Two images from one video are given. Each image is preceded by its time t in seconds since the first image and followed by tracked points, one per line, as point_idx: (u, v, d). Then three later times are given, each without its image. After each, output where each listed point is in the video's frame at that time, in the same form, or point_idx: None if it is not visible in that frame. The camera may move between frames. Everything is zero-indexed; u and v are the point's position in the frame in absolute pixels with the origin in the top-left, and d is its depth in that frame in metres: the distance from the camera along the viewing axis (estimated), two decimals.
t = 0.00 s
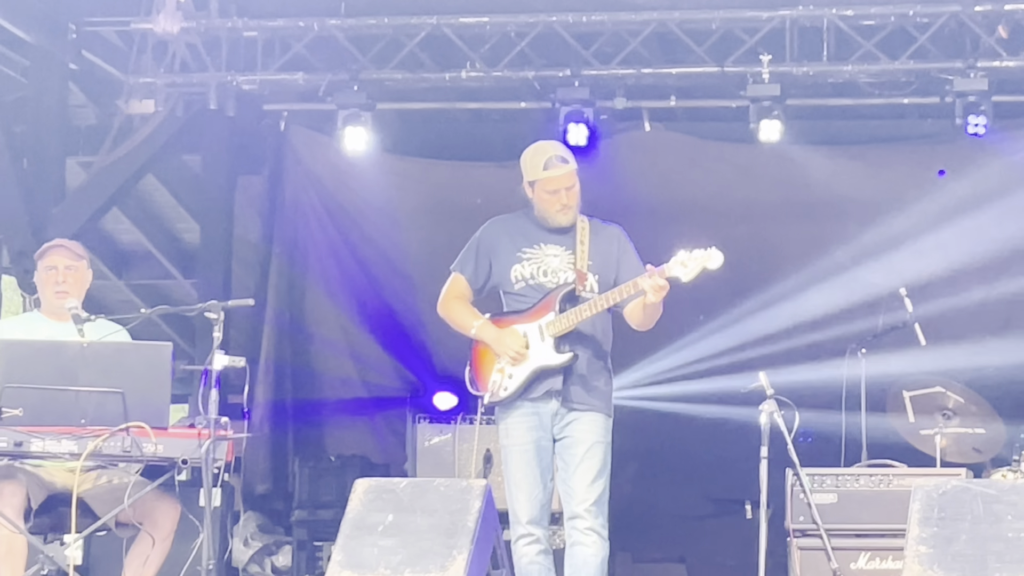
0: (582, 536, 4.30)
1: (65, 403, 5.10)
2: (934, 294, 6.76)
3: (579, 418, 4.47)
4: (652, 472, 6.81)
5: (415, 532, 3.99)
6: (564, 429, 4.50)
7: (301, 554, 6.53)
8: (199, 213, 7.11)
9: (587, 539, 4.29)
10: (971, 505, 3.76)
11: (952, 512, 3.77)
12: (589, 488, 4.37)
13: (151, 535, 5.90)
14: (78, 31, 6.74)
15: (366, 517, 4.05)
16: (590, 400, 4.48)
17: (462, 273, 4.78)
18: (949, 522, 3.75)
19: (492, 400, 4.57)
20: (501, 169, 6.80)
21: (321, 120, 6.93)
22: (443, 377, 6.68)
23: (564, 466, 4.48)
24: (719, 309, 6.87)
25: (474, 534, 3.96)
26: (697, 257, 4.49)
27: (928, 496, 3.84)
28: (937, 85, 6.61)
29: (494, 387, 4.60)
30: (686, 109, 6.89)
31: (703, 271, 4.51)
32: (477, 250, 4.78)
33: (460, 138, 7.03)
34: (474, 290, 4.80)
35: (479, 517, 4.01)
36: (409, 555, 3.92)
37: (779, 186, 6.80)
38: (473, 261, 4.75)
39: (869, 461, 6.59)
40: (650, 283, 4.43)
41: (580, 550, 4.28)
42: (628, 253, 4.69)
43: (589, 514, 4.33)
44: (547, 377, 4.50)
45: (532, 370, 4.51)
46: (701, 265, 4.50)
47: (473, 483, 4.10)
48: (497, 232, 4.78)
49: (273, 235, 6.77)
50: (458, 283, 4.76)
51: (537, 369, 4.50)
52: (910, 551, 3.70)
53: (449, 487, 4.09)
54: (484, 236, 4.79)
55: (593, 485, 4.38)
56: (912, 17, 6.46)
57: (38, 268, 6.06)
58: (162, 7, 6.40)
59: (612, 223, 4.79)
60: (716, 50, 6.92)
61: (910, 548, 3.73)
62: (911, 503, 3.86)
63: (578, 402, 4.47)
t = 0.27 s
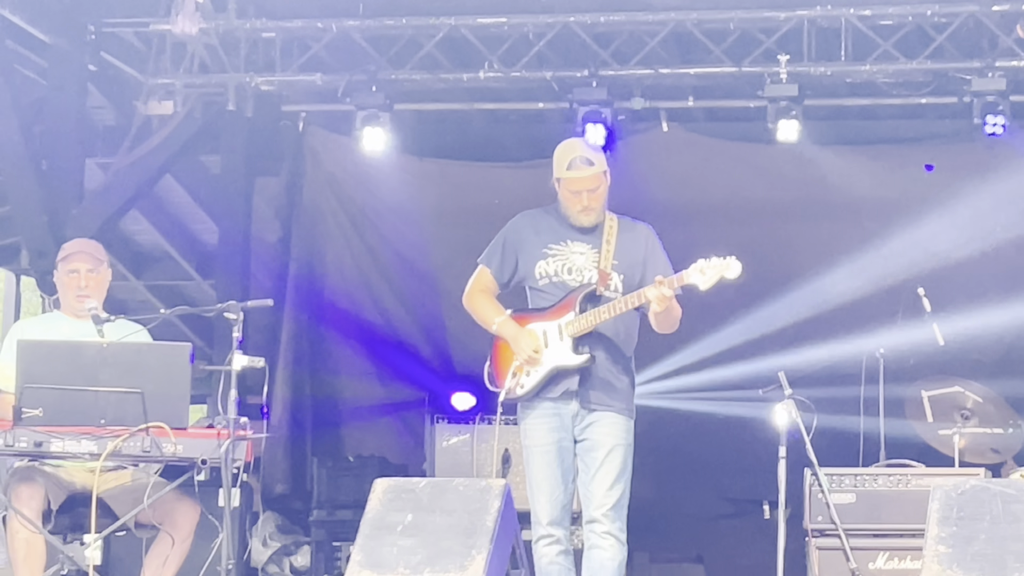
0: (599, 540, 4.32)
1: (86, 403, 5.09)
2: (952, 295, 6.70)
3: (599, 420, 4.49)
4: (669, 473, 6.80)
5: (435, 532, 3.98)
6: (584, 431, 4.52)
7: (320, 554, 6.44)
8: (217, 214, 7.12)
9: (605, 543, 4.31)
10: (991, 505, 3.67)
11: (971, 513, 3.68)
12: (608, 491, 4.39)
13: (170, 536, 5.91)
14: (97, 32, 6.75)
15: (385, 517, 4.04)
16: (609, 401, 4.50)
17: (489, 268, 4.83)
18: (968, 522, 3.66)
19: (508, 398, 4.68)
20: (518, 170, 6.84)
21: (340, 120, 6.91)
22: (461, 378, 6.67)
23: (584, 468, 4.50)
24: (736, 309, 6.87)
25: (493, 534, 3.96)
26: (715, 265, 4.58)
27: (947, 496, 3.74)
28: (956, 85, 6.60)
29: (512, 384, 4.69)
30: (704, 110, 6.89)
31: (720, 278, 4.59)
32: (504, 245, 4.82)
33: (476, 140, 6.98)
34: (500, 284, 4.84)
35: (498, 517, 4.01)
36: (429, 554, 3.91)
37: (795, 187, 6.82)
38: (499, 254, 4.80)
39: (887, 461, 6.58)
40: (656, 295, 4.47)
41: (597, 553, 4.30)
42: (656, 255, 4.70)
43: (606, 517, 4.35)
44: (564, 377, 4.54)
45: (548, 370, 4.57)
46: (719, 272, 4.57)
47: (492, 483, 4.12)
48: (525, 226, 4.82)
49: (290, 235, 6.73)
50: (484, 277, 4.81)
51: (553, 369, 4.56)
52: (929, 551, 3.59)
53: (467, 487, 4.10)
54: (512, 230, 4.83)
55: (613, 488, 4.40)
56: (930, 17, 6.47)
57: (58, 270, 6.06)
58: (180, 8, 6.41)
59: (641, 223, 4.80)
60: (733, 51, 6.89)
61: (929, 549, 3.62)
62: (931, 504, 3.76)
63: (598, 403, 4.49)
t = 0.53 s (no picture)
0: (613, 540, 4.36)
1: (99, 404, 5.10)
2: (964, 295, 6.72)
3: (613, 419, 4.51)
4: (681, 473, 6.82)
5: (447, 532, 3.88)
6: (598, 429, 4.55)
7: (331, 554, 6.52)
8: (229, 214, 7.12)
9: (619, 543, 4.34)
10: (1003, 503, 3.47)
11: (983, 513, 3.48)
12: (622, 491, 4.42)
13: (182, 536, 5.92)
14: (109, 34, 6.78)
15: (398, 517, 3.93)
16: (623, 401, 4.52)
17: (518, 256, 4.89)
18: (980, 521, 3.46)
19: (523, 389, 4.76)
20: (529, 170, 6.80)
21: (351, 121, 6.91)
22: (473, 378, 6.65)
23: (598, 464, 4.54)
24: (748, 308, 6.89)
25: (506, 534, 3.85)
26: (733, 278, 4.52)
27: (959, 495, 3.54)
28: (967, 85, 6.59)
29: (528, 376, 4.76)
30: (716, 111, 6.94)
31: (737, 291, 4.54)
32: (534, 234, 4.87)
33: (490, 139, 7.03)
34: (528, 273, 4.91)
35: (511, 517, 3.91)
36: (442, 554, 3.80)
37: (808, 187, 6.82)
38: (529, 243, 4.86)
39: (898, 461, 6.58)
40: (672, 304, 4.47)
41: (612, 553, 4.34)
42: (682, 257, 4.70)
43: (621, 518, 4.39)
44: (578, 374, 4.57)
45: (562, 366, 4.61)
46: (737, 286, 4.52)
47: (505, 482, 4.01)
48: (556, 216, 4.86)
49: (302, 235, 6.77)
50: (512, 266, 4.87)
51: (566, 366, 4.60)
52: (940, 551, 3.40)
53: (479, 486, 3.99)
54: (542, 219, 4.87)
55: (627, 488, 4.43)
56: (942, 16, 6.44)
57: (74, 270, 6.09)
58: (192, 9, 6.42)
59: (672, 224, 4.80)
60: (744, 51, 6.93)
61: (940, 549, 3.42)
62: (942, 504, 3.56)
63: (611, 403, 4.51)
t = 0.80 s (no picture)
0: (617, 541, 4.47)
1: (105, 403, 5.10)
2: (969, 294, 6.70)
3: (614, 420, 4.61)
4: (685, 473, 6.82)
5: (452, 531, 3.66)
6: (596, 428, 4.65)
7: (337, 554, 6.52)
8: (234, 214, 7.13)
9: (623, 544, 4.45)
10: (1008, 502, 3.36)
11: (988, 512, 3.37)
12: (622, 491, 4.53)
13: (187, 535, 5.91)
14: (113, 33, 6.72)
15: (401, 516, 3.72)
16: (626, 402, 4.62)
17: (539, 253, 5.04)
18: (984, 521, 3.34)
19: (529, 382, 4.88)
20: (534, 170, 6.78)
21: (354, 121, 6.91)
22: (478, 378, 6.63)
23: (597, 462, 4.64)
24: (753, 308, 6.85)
25: (511, 534, 3.64)
26: (737, 287, 4.44)
27: (963, 495, 3.43)
28: (972, 84, 6.59)
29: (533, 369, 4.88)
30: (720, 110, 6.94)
31: (739, 302, 4.45)
32: (553, 229, 5.00)
33: (495, 138, 7.01)
34: (548, 269, 5.05)
35: (516, 517, 3.69)
36: (446, 555, 3.58)
37: (814, 186, 6.80)
38: (548, 237, 5.00)
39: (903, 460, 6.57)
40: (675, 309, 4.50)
41: (616, 553, 4.45)
42: (696, 260, 4.77)
43: (623, 519, 4.49)
44: (583, 371, 4.70)
45: (567, 362, 4.73)
46: (739, 296, 4.44)
47: (509, 481, 3.80)
48: (576, 212, 4.99)
49: (306, 235, 6.75)
50: (534, 263, 5.03)
51: (571, 361, 4.72)
52: (944, 550, 3.28)
53: (484, 485, 3.77)
54: (562, 215, 5.00)
55: (627, 488, 4.53)
56: (946, 16, 6.44)
57: (79, 268, 6.10)
58: (196, 9, 6.42)
59: (689, 227, 4.88)
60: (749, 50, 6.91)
61: (944, 548, 3.30)
62: (946, 503, 3.45)
63: (611, 404, 4.62)
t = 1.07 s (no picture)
0: (610, 540, 4.39)
1: (99, 403, 5.09)
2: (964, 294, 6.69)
3: (608, 418, 4.54)
4: (680, 472, 6.81)
5: (447, 531, 3.62)
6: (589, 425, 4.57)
7: (332, 553, 6.50)
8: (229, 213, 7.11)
9: (616, 543, 4.38)
10: (1004, 502, 3.37)
11: (984, 511, 3.36)
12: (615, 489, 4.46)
13: (182, 536, 5.88)
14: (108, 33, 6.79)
15: (397, 517, 3.69)
16: (621, 401, 4.56)
17: (536, 248, 4.92)
18: (980, 520, 3.34)
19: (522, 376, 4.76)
20: (529, 170, 6.79)
21: (352, 121, 6.95)
22: (473, 377, 6.64)
23: (588, 460, 4.56)
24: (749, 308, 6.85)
25: (507, 534, 3.60)
26: (733, 284, 4.41)
27: (959, 494, 3.43)
28: (967, 84, 6.59)
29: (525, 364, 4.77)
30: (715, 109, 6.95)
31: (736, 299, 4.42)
32: (551, 224, 4.89)
33: (490, 137, 7.03)
34: (544, 266, 4.94)
35: (512, 517, 3.67)
36: (442, 553, 3.54)
37: (809, 186, 6.80)
38: (545, 233, 4.88)
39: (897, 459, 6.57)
40: (670, 306, 4.45)
41: (609, 553, 4.37)
42: (695, 260, 4.71)
43: (616, 518, 4.42)
44: (578, 370, 4.60)
45: (561, 358, 4.62)
46: (735, 293, 4.40)
47: (504, 482, 3.79)
48: (574, 209, 4.89)
49: (302, 235, 6.75)
50: (531, 259, 4.93)
51: (564, 357, 4.61)
52: (940, 549, 3.25)
53: (479, 486, 3.76)
54: (560, 210, 4.90)
55: (620, 486, 4.46)
56: (941, 15, 6.43)
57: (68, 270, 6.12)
58: (190, 9, 6.43)
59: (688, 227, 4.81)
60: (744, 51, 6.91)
61: (940, 547, 3.28)
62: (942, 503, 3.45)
63: (604, 402, 4.55)
